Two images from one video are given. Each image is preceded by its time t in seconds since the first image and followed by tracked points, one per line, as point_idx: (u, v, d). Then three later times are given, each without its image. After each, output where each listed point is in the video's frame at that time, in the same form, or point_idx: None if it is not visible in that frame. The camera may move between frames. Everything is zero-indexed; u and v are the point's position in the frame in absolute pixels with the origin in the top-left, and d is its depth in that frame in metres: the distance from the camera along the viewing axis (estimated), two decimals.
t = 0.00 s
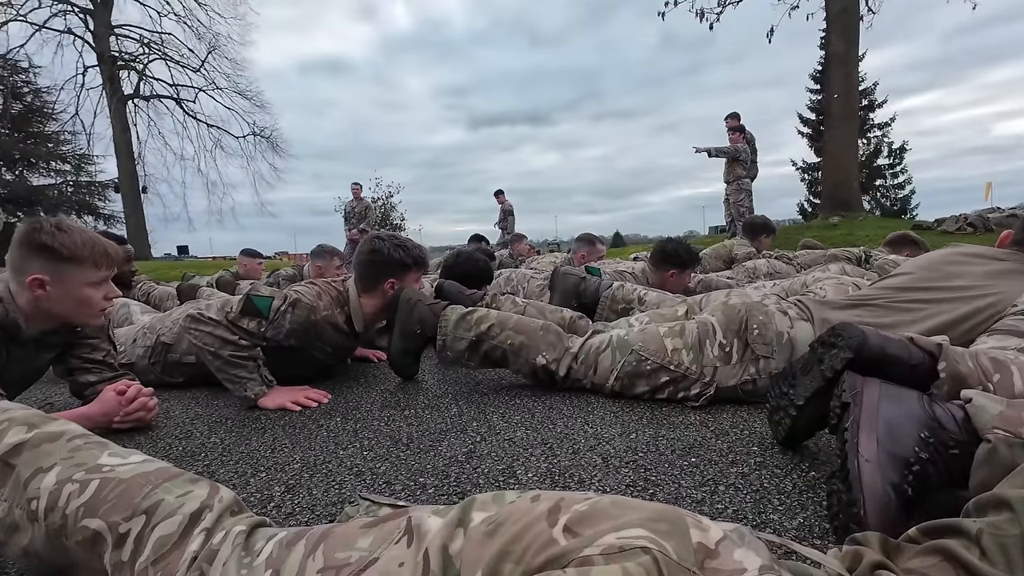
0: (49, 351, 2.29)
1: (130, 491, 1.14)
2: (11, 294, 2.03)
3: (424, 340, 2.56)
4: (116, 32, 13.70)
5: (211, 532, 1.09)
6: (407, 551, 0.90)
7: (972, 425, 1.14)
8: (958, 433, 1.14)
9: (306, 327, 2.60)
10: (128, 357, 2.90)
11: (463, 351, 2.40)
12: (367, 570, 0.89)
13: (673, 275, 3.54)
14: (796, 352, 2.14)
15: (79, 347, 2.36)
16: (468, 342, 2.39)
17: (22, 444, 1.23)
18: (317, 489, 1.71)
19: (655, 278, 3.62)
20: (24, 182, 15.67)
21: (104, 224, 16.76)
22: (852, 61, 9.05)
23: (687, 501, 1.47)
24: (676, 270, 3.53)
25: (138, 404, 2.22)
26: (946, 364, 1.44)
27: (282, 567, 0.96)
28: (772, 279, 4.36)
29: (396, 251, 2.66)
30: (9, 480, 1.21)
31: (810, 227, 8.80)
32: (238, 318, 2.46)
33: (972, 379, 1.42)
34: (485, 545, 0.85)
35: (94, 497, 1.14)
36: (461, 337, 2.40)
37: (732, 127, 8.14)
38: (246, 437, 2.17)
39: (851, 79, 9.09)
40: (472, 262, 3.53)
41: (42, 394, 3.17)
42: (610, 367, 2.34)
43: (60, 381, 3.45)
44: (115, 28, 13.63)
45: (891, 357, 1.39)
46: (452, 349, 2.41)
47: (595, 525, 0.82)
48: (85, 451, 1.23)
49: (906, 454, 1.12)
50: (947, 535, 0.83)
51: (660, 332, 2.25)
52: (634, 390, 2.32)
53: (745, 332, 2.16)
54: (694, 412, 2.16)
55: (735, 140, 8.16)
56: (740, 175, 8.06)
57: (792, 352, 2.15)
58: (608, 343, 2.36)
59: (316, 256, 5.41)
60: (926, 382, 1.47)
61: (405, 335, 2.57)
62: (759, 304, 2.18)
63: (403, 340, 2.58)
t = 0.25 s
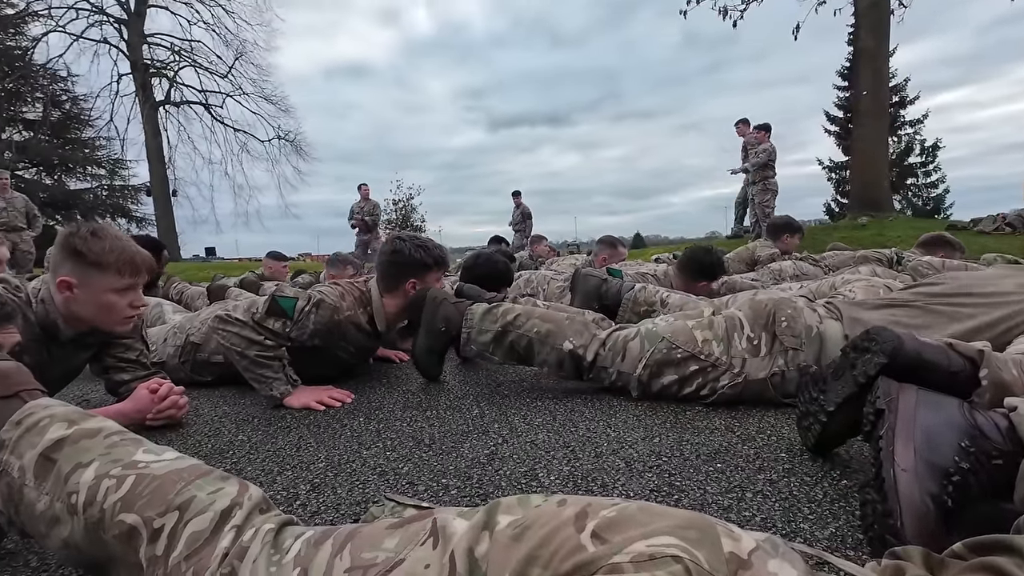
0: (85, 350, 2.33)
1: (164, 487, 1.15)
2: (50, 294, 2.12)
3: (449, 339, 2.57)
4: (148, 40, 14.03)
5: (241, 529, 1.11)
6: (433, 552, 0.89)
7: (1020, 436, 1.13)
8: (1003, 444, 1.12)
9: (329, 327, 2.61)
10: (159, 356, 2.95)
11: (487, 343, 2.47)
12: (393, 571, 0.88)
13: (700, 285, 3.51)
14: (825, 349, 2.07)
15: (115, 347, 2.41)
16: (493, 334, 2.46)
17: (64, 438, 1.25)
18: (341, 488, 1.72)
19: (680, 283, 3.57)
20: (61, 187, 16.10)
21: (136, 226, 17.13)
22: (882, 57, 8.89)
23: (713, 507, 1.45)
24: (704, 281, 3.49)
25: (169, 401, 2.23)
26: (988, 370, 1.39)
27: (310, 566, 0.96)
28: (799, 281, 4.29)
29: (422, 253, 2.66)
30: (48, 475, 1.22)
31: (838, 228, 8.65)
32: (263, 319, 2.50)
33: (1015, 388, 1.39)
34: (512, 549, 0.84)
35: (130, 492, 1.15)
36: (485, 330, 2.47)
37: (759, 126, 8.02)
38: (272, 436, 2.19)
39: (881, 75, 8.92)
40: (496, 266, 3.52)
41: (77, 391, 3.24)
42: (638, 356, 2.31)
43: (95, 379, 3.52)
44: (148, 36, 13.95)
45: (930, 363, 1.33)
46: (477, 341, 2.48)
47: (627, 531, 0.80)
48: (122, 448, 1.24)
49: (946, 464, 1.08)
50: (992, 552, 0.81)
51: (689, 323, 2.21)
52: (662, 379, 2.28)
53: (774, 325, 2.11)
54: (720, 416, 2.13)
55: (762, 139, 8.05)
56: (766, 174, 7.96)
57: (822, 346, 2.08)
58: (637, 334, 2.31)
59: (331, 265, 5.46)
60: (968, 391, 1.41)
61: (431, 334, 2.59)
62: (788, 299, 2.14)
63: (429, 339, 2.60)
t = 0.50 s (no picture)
0: (123, 350, 2.42)
1: (197, 489, 1.15)
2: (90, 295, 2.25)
3: (477, 339, 2.61)
4: (182, 49, 14.33)
5: (272, 532, 1.10)
6: (463, 564, 0.89)
7: None
8: None
9: (352, 317, 2.59)
10: (192, 355, 2.99)
11: (514, 345, 2.47)
12: None
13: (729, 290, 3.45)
14: (865, 348, 2.00)
15: (150, 347, 2.46)
16: (521, 337, 2.46)
17: (102, 438, 1.26)
18: (369, 491, 1.71)
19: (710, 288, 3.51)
20: (101, 191, 16.49)
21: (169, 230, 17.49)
22: (918, 50, 8.69)
23: (748, 520, 1.41)
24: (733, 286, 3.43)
25: (203, 400, 2.27)
26: None
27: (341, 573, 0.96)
28: (832, 283, 4.18)
29: (438, 232, 2.63)
30: (87, 474, 1.23)
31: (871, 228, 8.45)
32: (289, 317, 2.52)
33: None
34: (545, 563, 0.83)
35: (165, 493, 1.14)
36: (514, 332, 2.48)
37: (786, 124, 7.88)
38: (300, 437, 2.20)
39: (917, 69, 8.71)
40: (517, 266, 3.49)
41: (112, 390, 3.29)
42: (667, 362, 2.26)
43: (132, 378, 3.59)
44: (181, 46, 14.26)
45: (985, 370, 1.25)
46: (504, 343, 2.49)
47: (668, 550, 0.77)
48: (157, 448, 1.24)
49: (1005, 481, 1.04)
50: None
51: (720, 328, 2.17)
52: (692, 383, 2.23)
53: (810, 326, 2.04)
54: (753, 423, 2.08)
55: (791, 137, 7.91)
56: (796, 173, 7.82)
57: (861, 346, 2.00)
58: (664, 341, 2.28)
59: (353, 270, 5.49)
60: None
61: (458, 334, 2.63)
62: (823, 300, 2.07)
63: (456, 339, 2.64)
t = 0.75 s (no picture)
0: (159, 350, 2.53)
1: (228, 487, 1.15)
2: (130, 298, 2.38)
3: (500, 340, 2.60)
4: (217, 58, 14.65)
5: (300, 532, 1.09)
6: (490, 569, 0.87)
7: None
8: None
9: (371, 307, 2.61)
10: (225, 353, 3.04)
11: (538, 350, 2.44)
12: None
13: (759, 290, 3.36)
14: (908, 361, 1.91)
15: (186, 347, 2.55)
16: (544, 342, 2.43)
17: (138, 435, 1.26)
18: (395, 491, 1.70)
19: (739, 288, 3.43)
20: (140, 196, 16.92)
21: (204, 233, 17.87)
22: (960, 41, 8.45)
23: (784, 530, 1.37)
24: (763, 285, 3.34)
25: (233, 399, 2.30)
26: None
27: None
28: (870, 284, 4.07)
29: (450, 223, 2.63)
30: (125, 470, 1.23)
31: (908, 227, 8.23)
32: (312, 314, 2.55)
33: None
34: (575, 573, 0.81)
35: (198, 490, 1.15)
36: (537, 336, 2.45)
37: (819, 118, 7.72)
38: (328, 436, 2.21)
39: (959, 61, 8.47)
40: (540, 266, 3.47)
41: (148, 388, 3.35)
42: (694, 372, 2.21)
43: (168, 376, 3.65)
44: (216, 54, 14.57)
45: None
46: (528, 348, 2.47)
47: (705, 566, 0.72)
48: (191, 446, 1.24)
49: None
50: None
51: (749, 336, 2.10)
52: (721, 397, 2.18)
53: (848, 337, 1.97)
54: (786, 430, 2.02)
55: (826, 133, 7.73)
56: (831, 172, 7.66)
57: (904, 360, 1.92)
58: (690, 349, 2.22)
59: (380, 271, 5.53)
60: None
61: (483, 336, 2.61)
62: (862, 308, 1.99)
63: (479, 340, 2.62)
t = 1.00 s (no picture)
0: (196, 348, 2.57)
1: (262, 480, 1.14)
2: (168, 296, 2.43)
3: (524, 343, 2.57)
4: (250, 64, 14.91)
5: (330, 525, 1.08)
6: (515, 567, 0.86)
7: None
8: None
9: (378, 311, 2.59)
10: (257, 351, 3.07)
11: (561, 353, 2.41)
12: None
13: (788, 287, 3.27)
14: (951, 367, 1.83)
15: (220, 345, 2.60)
16: (567, 345, 2.39)
17: (179, 429, 1.25)
18: (421, 488, 1.69)
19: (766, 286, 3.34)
20: (178, 201, 17.32)
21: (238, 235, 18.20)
22: (1007, 30, 8.19)
23: (817, 536, 1.32)
24: (792, 283, 3.25)
25: (266, 396, 2.35)
26: None
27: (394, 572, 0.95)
28: (909, 284, 3.95)
29: (440, 224, 2.42)
30: (166, 461, 1.23)
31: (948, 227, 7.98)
32: (323, 326, 2.53)
33: None
34: (599, 571, 0.79)
35: (233, 482, 1.14)
36: (561, 339, 2.41)
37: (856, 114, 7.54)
38: (356, 433, 2.21)
39: (1005, 51, 8.21)
40: (569, 269, 3.43)
41: (185, 385, 3.41)
42: (721, 377, 2.17)
43: (205, 374, 3.71)
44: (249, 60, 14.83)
45: None
46: (551, 350, 2.43)
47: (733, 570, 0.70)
48: (228, 439, 1.24)
49: None
50: None
51: (779, 341, 2.04)
52: (750, 403, 2.12)
53: (886, 343, 1.89)
54: (820, 436, 1.95)
55: (862, 128, 7.55)
56: (869, 169, 7.45)
57: (946, 367, 1.84)
58: (717, 354, 2.17)
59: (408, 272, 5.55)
60: None
61: (506, 338, 2.59)
62: (903, 312, 1.90)
63: (503, 343, 2.60)
